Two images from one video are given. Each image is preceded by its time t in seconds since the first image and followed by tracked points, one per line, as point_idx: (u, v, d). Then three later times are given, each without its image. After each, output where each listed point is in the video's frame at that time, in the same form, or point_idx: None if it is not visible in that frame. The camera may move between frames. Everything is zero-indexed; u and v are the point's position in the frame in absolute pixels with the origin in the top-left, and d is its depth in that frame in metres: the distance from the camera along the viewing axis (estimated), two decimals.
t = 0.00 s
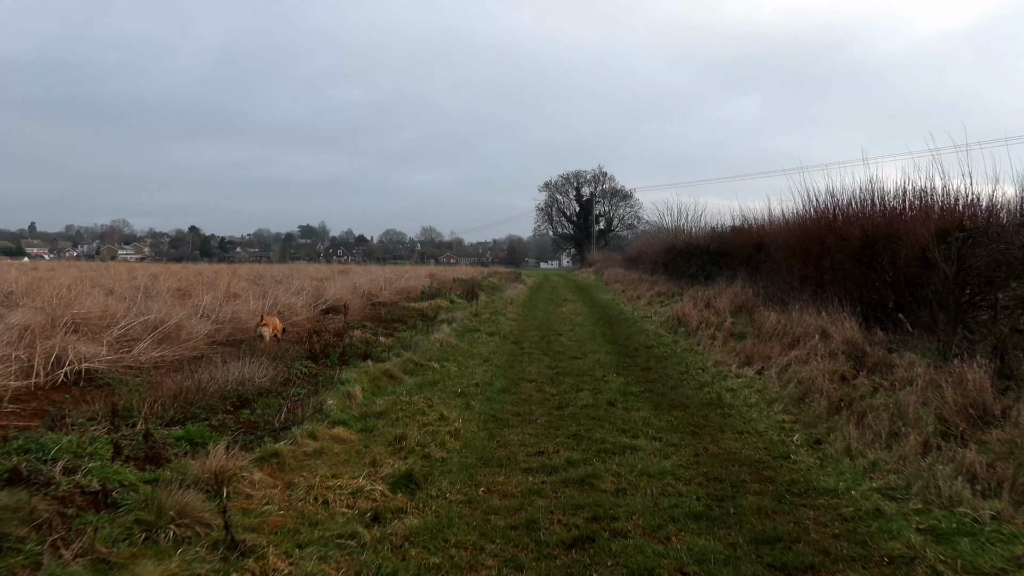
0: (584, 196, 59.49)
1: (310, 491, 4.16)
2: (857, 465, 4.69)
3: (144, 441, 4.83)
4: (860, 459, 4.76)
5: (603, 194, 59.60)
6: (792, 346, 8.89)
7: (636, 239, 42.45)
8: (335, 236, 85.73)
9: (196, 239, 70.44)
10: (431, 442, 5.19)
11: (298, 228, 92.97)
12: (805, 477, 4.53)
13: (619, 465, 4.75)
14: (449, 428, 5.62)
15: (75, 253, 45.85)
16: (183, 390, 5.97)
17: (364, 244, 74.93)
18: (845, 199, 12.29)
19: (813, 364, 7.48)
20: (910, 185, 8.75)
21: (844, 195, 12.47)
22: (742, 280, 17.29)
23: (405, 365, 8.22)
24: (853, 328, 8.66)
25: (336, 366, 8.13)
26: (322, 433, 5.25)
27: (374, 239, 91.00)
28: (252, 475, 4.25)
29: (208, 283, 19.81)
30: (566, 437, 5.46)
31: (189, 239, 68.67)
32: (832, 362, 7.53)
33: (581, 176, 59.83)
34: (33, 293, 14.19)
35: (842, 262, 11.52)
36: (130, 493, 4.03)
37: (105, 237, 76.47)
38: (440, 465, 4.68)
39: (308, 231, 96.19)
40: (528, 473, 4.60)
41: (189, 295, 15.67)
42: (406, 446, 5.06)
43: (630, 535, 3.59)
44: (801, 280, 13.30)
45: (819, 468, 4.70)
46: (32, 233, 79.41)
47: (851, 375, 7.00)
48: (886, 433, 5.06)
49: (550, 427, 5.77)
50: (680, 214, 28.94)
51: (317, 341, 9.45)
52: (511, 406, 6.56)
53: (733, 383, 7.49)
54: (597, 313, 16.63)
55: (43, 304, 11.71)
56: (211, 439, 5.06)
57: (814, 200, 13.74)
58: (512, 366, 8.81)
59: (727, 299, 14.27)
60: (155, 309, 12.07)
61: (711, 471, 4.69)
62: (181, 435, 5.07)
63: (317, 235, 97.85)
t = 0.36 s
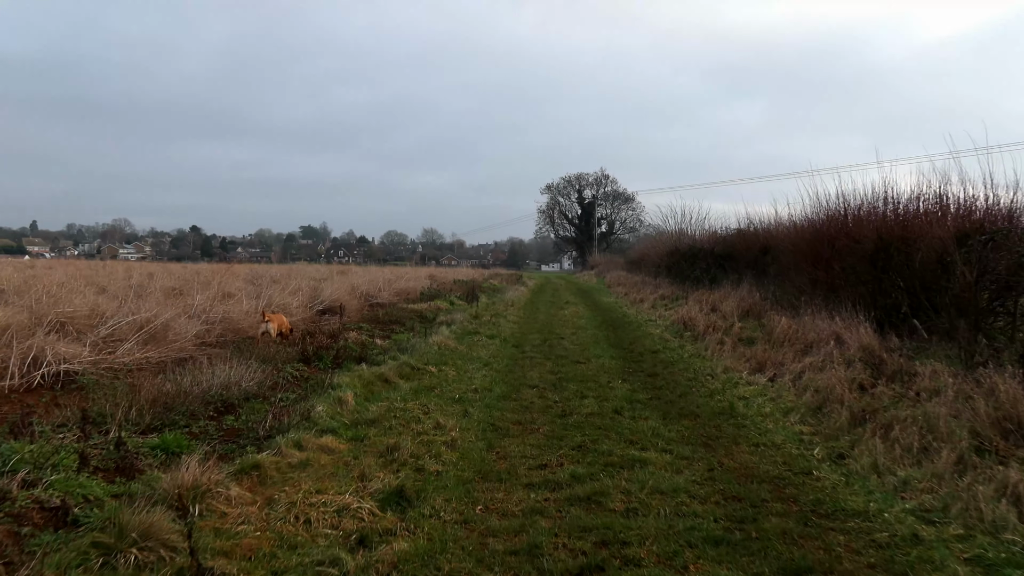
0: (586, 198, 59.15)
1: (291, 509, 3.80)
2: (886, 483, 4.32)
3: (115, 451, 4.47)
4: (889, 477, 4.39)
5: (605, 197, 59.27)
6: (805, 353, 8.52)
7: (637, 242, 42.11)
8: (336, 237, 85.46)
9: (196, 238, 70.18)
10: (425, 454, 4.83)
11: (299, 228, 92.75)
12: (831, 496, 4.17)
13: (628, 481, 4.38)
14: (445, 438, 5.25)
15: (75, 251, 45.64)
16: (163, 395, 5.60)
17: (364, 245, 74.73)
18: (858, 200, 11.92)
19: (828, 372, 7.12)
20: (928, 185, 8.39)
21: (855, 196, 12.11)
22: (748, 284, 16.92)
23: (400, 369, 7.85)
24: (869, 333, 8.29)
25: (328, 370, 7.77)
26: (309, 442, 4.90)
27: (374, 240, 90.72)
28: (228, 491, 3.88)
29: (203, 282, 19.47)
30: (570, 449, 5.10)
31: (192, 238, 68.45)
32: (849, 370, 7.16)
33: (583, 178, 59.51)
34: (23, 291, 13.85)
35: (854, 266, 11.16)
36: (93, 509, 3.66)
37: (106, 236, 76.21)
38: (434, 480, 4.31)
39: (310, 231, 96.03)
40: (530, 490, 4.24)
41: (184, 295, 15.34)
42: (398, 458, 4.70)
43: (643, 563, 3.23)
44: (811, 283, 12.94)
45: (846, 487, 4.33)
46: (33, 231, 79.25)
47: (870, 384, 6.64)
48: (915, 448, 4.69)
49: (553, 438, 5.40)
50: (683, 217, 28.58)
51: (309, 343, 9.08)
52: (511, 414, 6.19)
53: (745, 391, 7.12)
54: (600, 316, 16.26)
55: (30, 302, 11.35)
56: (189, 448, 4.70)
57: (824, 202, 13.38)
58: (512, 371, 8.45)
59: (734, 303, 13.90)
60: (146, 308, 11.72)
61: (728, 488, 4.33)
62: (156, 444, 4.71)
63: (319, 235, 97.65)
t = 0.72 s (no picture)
0: (585, 195, 58.78)
1: (268, 535, 3.44)
2: (919, 499, 3.97)
3: (80, 470, 4.10)
4: (921, 491, 4.04)
5: (604, 193, 58.89)
6: (817, 353, 8.17)
7: (637, 239, 41.76)
8: (335, 235, 85.05)
9: (194, 237, 69.78)
10: (418, 469, 4.48)
11: (297, 227, 92.37)
12: (860, 514, 3.82)
13: (638, 498, 4.03)
14: (440, 450, 4.90)
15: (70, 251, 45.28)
16: (139, 405, 5.24)
17: (362, 244, 74.40)
18: (867, 194, 11.55)
19: (843, 374, 6.76)
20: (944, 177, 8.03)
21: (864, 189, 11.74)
22: (752, 280, 16.58)
23: (394, 373, 7.50)
24: (884, 332, 7.94)
25: (319, 375, 7.41)
26: (293, 456, 4.54)
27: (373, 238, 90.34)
28: (199, 516, 3.52)
29: (196, 282, 19.12)
30: (574, 461, 4.75)
31: (189, 237, 68.09)
32: (865, 371, 6.81)
33: (582, 175, 59.13)
34: (10, 292, 13.49)
35: (864, 261, 10.80)
36: (48, 538, 3.31)
37: (104, 237, 75.81)
38: (426, 499, 3.96)
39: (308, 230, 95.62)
40: (531, 509, 3.88)
41: (175, 295, 14.99)
42: (388, 474, 4.35)
43: None
44: (819, 279, 12.58)
45: (875, 503, 3.98)
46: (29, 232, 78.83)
47: (888, 387, 6.29)
48: (946, 459, 4.35)
49: (556, 449, 5.04)
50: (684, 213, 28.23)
51: (300, 345, 8.72)
52: (510, 422, 5.83)
53: (756, 394, 6.77)
54: (601, 315, 15.92)
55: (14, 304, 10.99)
56: (163, 465, 4.34)
57: (831, 196, 13.01)
58: (511, 374, 8.09)
59: (739, 300, 13.55)
60: (134, 310, 11.36)
61: (747, 505, 3.97)
62: (127, 460, 4.35)
63: (317, 234, 97.25)
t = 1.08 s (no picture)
0: (584, 194, 58.40)
1: (231, 571, 3.06)
2: (953, 523, 3.60)
3: (32, 494, 3.73)
4: (954, 514, 3.68)
5: (603, 192, 58.51)
6: (827, 356, 7.81)
7: (637, 238, 41.40)
8: (333, 236, 84.71)
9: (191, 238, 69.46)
10: (403, 490, 4.11)
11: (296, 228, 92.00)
12: (890, 541, 3.45)
13: (644, 523, 3.66)
14: (428, 468, 4.53)
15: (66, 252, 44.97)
16: (107, 419, 4.87)
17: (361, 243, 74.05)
18: (875, 190, 11.17)
19: (857, 380, 6.40)
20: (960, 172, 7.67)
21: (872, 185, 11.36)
22: (755, 279, 16.22)
23: (384, 381, 7.13)
24: (897, 334, 7.57)
25: (305, 383, 7.04)
26: (268, 476, 4.17)
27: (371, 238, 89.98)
28: (156, 549, 3.15)
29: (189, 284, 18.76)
30: (573, 479, 4.38)
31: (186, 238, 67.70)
32: (880, 377, 6.44)
33: (581, 173, 58.75)
34: None
35: (873, 260, 10.43)
36: None
37: (102, 238, 75.49)
38: (409, 527, 3.59)
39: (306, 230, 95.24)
40: (526, 537, 3.51)
41: (165, 298, 14.63)
42: (370, 497, 3.99)
43: None
44: (826, 278, 12.22)
45: (904, 528, 3.61)
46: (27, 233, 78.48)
47: (906, 393, 5.92)
48: (979, 478, 3.98)
49: (553, 465, 4.68)
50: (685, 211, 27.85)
51: (288, 351, 8.35)
52: (505, 434, 5.47)
53: (766, 401, 6.40)
54: (601, 315, 15.57)
55: None
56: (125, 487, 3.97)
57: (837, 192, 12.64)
58: (508, 380, 7.72)
59: (743, 300, 13.18)
60: (119, 314, 11.00)
61: (764, 531, 3.61)
62: (86, 482, 3.98)
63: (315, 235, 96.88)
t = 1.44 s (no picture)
0: (586, 195, 58.09)
1: None
2: (996, 551, 3.25)
3: None
4: (997, 543, 3.32)
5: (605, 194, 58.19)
6: (841, 363, 7.46)
7: (639, 240, 41.06)
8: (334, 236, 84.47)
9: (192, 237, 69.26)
10: (388, 509, 3.75)
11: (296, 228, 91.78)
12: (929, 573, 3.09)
13: (654, 550, 3.30)
14: (418, 483, 4.17)
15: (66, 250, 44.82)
16: (73, 426, 4.52)
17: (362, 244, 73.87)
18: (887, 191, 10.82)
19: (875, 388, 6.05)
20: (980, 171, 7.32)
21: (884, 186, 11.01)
22: (760, 282, 15.88)
23: (375, 385, 6.79)
24: (915, 340, 7.22)
25: (293, 388, 6.69)
26: (242, 492, 3.82)
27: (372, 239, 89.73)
28: None
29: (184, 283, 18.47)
30: (576, 497, 4.02)
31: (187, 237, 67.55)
32: (899, 386, 6.08)
33: (583, 175, 58.45)
34: None
35: (886, 263, 10.07)
36: None
37: (102, 236, 75.33)
38: (393, 553, 3.23)
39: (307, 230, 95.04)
40: (522, 566, 3.16)
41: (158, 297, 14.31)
42: (352, 517, 3.64)
43: None
44: (836, 282, 11.87)
45: (943, 557, 3.25)
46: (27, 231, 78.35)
47: (929, 404, 5.57)
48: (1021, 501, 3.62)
49: (553, 480, 4.32)
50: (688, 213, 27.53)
51: (278, 353, 8.01)
52: (502, 445, 5.11)
53: (779, 411, 6.05)
54: (603, 318, 15.22)
55: None
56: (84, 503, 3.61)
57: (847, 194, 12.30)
58: (506, 386, 7.38)
59: (749, 304, 12.83)
60: (106, 313, 10.67)
61: (787, 559, 3.25)
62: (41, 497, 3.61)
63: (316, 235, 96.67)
